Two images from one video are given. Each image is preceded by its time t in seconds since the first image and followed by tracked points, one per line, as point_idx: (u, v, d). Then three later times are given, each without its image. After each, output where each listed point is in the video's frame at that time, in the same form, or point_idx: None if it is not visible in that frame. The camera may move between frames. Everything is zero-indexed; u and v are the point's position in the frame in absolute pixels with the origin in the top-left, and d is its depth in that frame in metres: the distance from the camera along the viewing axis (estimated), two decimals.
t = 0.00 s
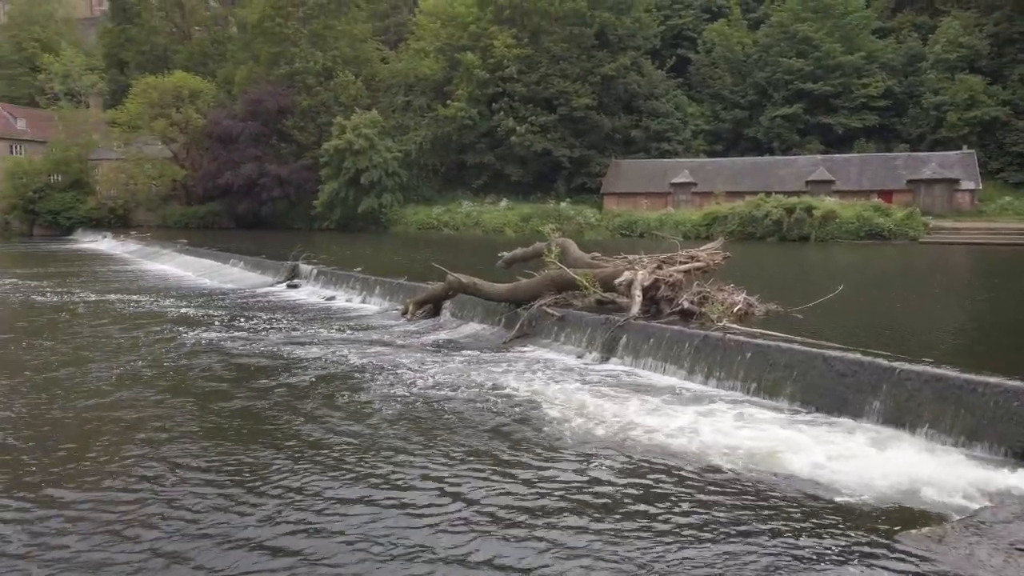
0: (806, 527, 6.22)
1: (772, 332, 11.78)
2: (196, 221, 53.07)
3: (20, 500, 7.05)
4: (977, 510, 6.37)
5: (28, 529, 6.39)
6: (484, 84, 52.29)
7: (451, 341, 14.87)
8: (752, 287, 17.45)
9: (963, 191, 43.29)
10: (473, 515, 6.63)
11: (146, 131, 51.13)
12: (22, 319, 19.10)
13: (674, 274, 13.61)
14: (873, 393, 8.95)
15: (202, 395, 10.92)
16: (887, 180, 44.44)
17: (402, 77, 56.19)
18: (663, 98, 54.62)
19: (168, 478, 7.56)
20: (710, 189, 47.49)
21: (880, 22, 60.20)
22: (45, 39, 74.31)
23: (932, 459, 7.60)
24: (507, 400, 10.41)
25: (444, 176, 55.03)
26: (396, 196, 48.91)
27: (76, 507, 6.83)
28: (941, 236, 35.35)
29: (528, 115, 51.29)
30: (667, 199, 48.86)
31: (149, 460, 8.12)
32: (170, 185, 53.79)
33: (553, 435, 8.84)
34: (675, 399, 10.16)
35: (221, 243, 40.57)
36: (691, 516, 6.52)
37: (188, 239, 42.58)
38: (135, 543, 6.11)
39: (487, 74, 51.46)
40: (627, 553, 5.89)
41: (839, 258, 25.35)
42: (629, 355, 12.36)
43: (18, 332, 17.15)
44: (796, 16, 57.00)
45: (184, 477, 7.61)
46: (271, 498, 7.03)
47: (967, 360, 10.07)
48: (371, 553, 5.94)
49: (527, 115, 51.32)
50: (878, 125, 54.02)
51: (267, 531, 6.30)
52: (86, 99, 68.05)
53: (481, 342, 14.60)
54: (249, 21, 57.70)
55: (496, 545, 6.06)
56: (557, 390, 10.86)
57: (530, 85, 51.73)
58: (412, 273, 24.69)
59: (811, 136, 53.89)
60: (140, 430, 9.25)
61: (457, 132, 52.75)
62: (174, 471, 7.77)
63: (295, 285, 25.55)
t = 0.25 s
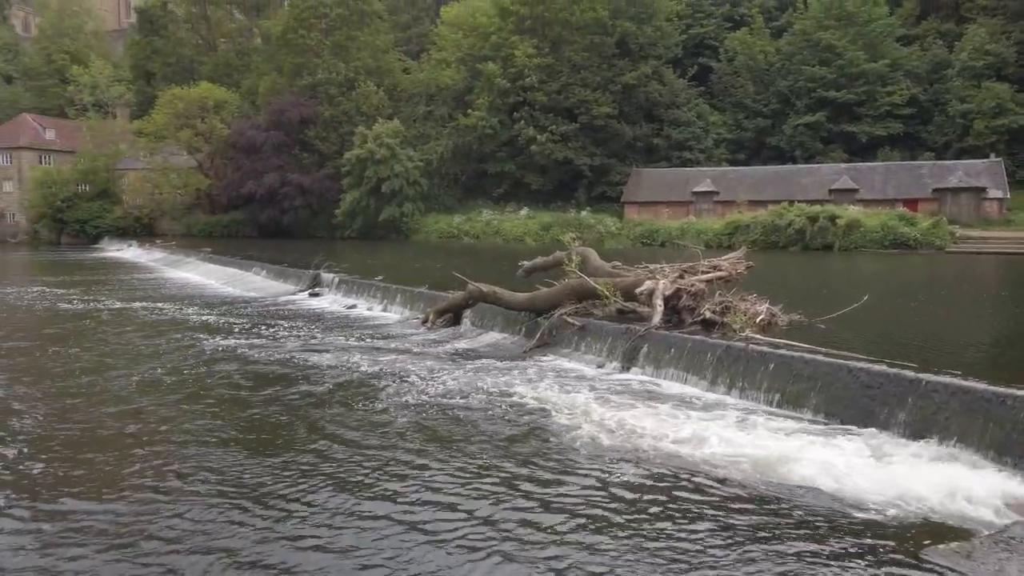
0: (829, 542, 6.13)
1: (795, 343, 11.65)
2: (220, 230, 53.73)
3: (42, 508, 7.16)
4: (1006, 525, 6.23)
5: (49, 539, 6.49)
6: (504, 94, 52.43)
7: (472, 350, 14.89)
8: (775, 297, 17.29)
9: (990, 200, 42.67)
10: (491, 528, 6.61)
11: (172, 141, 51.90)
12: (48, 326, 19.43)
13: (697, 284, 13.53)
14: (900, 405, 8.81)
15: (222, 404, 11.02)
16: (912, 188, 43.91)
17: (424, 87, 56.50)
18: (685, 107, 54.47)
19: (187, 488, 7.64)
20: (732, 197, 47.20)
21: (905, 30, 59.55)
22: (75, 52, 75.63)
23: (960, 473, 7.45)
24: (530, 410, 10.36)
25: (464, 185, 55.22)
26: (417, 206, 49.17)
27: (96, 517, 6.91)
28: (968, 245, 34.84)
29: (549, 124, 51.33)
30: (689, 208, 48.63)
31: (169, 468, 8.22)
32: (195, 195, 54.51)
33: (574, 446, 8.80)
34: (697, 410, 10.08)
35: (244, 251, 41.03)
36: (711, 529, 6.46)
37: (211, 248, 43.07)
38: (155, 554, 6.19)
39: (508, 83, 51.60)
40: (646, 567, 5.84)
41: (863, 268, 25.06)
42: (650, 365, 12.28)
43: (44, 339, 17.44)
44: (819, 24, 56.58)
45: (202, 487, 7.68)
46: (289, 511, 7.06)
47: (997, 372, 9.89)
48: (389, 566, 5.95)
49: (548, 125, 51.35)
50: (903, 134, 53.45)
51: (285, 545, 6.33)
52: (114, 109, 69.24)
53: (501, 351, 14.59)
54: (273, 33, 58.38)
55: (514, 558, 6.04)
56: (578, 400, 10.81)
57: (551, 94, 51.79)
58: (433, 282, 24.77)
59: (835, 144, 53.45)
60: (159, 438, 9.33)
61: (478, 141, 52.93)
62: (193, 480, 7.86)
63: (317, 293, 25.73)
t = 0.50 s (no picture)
0: (852, 558, 6.03)
1: (819, 355, 11.50)
2: (243, 240, 54.36)
3: (64, 515, 7.25)
4: None
5: (69, 547, 6.56)
6: (525, 104, 52.53)
7: (492, 360, 14.88)
8: (799, 309, 17.10)
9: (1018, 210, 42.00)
10: (509, 543, 6.58)
11: (196, 152, 52.63)
12: (73, 334, 19.71)
13: (718, 295, 13.41)
14: (926, 419, 8.66)
15: (241, 413, 11.12)
16: (938, 199, 43.34)
17: (445, 98, 56.78)
18: (705, 117, 54.34)
19: (206, 498, 7.69)
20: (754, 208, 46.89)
21: (930, 39, 58.75)
22: (102, 65, 76.87)
23: (990, 489, 7.28)
24: (549, 421, 10.33)
25: (485, 196, 55.39)
26: (437, 216, 49.41)
27: (117, 526, 6.98)
28: (995, 256, 34.33)
29: (569, 135, 51.32)
30: (710, 219, 48.34)
31: (187, 478, 8.28)
32: (219, 205, 55.18)
33: (594, 458, 8.73)
34: (719, 422, 9.96)
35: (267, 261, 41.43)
36: (732, 545, 6.37)
37: (234, 258, 43.55)
38: (174, 565, 6.25)
39: (528, 94, 51.69)
40: None
41: (889, 279, 24.73)
42: (672, 376, 12.18)
43: (69, 347, 17.70)
44: (842, 33, 56.07)
45: (220, 497, 7.73)
46: (307, 523, 7.08)
47: None
48: None
49: (568, 135, 51.34)
50: (928, 143, 52.85)
51: (302, 557, 6.33)
52: (140, 121, 70.32)
53: (520, 362, 14.57)
54: (296, 45, 59.04)
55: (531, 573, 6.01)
56: (598, 411, 10.74)
57: (571, 105, 51.85)
58: (453, 292, 24.83)
59: (858, 154, 52.99)
60: (179, 446, 9.42)
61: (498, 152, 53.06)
62: (212, 490, 7.92)
63: (338, 303, 25.89)
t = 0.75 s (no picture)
0: None
1: (843, 368, 11.34)
2: (265, 252, 54.96)
3: (85, 525, 7.31)
4: None
5: (91, 556, 6.62)
6: (544, 116, 52.61)
7: (511, 371, 14.87)
8: (823, 321, 16.90)
9: None
10: (529, 557, 6.52)
11: (220, 165, 53.34)
12: (98, 344, 19.97)
13: (740, 307, 13.30)
14: (953, 433, 8.50)
15: (261, 423, 11.17)
16: (963, 210, 42.75)
17: (465, 111, 57.00)
18: (726, 129, 54.55)
19: (227, 507, 7.77)
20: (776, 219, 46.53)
21: (955, 49, 57.89)
22: (129, 79, 78.18)
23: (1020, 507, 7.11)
24: (569, 433, 10.28)
25: (505, 207, 55.50)
26: (457, 228, 49.60)
27: (136, 536, 7.02)
28: (1023, 268, 33.78)
29: (589, 147, 51.29)
30: (731, 230, 48.04)
31: (207, 488, 8.32)
32: (242, 217, 55.79)
33: (613, 471, 8.67)
34: (740, 436, 9.85)
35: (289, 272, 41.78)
36: (753, 563, 6.29)
37: (257, 269, 44.01)
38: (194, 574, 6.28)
39: (547, 106, 51.77)
40: None
41: (913, 291, 24.42)
42: (693, 389, 12.08)
43: (94, 356, 17.95)
44: (866, 44, 55.59)
45: (241, 507, 7.80)
46: (326, 533, 7.10)
47: None
48: None
49: (588, 147, 51.30)
50: (953, 154, 52.22)
51: (321, 569, 6.34)
52: (166, 134, 71.36)
53: (540, 374, 14.53)
54: (318, 59, 59.62)
55: None
56: (618, 425, 10.67)
57: (591, 117, 51.83)
58: (473, 303, 24.89)
59: (882, 165, 52.47)
60: (199, 457, 9.47)
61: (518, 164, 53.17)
62: (233, 499, 7.99)
63: (359, 314, 26.04)
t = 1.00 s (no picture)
0: None
1: (868, 383, 11.15)
2: (286, 264, 55.44)
3: (103, 536, 7.34)
4: None
5: (108, 567, 6.67)
6: (564, 130, 52.69)
7: (530, 385, 14.81)
8: (847, 336, 16.66)
9: None
10: None
11: (243, 179, 54.01)
12: (121, 356, 20.19)
13: (762, 321, 13.16)
14: (981, 451, 8.30)
15: (279, 435, 11.21)
16: (990, 223, 42.12)
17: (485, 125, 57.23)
18: (747, 141, 54.51)
19: (244, 519, 7.78)
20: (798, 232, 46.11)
21: (981, 60, 57.08)
22: (155, 95, 79.49)
23: None
24: (588, 447, 10.20)
25: (524, 220, 55.58)
26: (477, 241, 49.73)
27: (154, 547, 7.05)
28: None
29: (608, 160, 51.20)
30: (752, 243, 47.67)
31: (224, 500, 8.34)
32: (263, 230, 56.33)
33: (632, 486, 8.56)
34: (762, 452, 9.70)
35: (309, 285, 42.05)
36: None
37: (278, 281, 44.38)
38: None
39: (567, 119, 51.85)
40: None
41: (939, 305, 24.03)
42: (714, 404, 11.94)
43: (117, 368, 18.17)
44: (888, 56, 55.17)
45: (257, 519, 7.81)
46: (341, 547, 7.08)
47: None
48: None
49: (607, 160, 51.24)
50: (979, 167, 51.56)
51: None
52: (190, 149, 72.39)
53: (559, 387, 14.45)
54: (340, 74, 60.23)
55: None
56: (637, 439, 10.56)
57: (611, 130, 51.82)
58: (492, 316, 24.87)
59: (906, 178, 51.93)
60: (217, 469, 9.50)
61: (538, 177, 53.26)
62: (249, 511, 8.01)
63: (379, 326, 26.12)
